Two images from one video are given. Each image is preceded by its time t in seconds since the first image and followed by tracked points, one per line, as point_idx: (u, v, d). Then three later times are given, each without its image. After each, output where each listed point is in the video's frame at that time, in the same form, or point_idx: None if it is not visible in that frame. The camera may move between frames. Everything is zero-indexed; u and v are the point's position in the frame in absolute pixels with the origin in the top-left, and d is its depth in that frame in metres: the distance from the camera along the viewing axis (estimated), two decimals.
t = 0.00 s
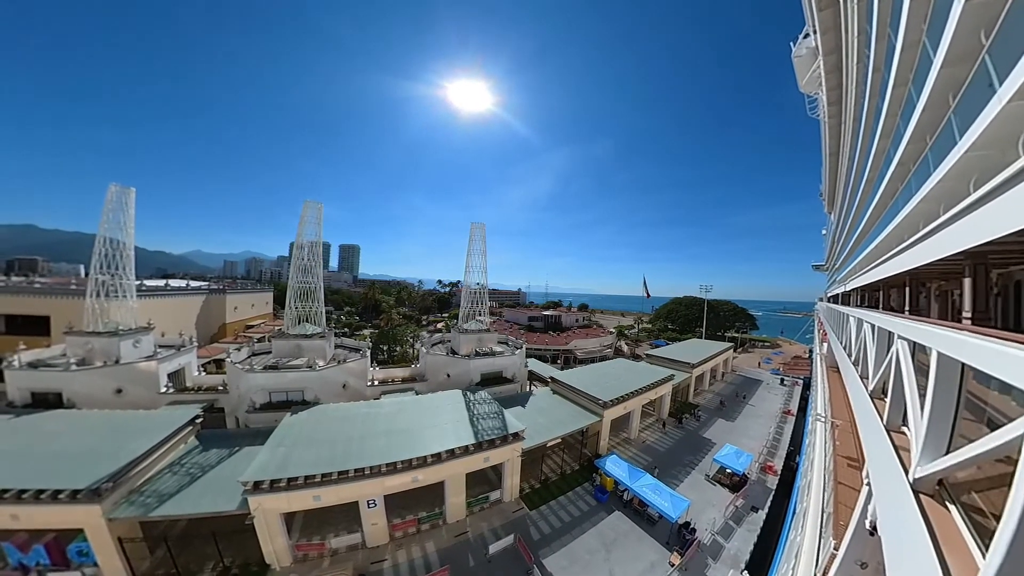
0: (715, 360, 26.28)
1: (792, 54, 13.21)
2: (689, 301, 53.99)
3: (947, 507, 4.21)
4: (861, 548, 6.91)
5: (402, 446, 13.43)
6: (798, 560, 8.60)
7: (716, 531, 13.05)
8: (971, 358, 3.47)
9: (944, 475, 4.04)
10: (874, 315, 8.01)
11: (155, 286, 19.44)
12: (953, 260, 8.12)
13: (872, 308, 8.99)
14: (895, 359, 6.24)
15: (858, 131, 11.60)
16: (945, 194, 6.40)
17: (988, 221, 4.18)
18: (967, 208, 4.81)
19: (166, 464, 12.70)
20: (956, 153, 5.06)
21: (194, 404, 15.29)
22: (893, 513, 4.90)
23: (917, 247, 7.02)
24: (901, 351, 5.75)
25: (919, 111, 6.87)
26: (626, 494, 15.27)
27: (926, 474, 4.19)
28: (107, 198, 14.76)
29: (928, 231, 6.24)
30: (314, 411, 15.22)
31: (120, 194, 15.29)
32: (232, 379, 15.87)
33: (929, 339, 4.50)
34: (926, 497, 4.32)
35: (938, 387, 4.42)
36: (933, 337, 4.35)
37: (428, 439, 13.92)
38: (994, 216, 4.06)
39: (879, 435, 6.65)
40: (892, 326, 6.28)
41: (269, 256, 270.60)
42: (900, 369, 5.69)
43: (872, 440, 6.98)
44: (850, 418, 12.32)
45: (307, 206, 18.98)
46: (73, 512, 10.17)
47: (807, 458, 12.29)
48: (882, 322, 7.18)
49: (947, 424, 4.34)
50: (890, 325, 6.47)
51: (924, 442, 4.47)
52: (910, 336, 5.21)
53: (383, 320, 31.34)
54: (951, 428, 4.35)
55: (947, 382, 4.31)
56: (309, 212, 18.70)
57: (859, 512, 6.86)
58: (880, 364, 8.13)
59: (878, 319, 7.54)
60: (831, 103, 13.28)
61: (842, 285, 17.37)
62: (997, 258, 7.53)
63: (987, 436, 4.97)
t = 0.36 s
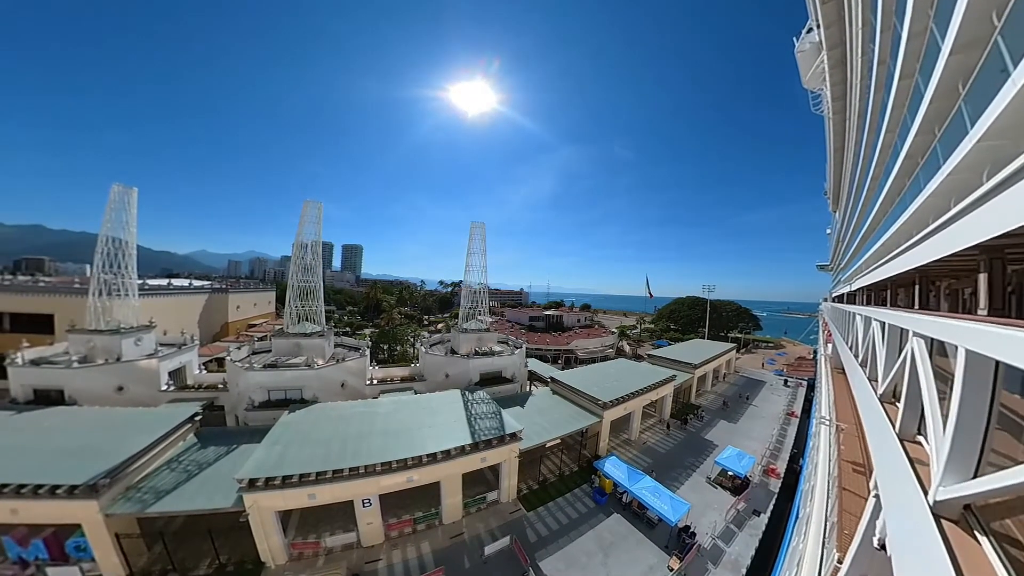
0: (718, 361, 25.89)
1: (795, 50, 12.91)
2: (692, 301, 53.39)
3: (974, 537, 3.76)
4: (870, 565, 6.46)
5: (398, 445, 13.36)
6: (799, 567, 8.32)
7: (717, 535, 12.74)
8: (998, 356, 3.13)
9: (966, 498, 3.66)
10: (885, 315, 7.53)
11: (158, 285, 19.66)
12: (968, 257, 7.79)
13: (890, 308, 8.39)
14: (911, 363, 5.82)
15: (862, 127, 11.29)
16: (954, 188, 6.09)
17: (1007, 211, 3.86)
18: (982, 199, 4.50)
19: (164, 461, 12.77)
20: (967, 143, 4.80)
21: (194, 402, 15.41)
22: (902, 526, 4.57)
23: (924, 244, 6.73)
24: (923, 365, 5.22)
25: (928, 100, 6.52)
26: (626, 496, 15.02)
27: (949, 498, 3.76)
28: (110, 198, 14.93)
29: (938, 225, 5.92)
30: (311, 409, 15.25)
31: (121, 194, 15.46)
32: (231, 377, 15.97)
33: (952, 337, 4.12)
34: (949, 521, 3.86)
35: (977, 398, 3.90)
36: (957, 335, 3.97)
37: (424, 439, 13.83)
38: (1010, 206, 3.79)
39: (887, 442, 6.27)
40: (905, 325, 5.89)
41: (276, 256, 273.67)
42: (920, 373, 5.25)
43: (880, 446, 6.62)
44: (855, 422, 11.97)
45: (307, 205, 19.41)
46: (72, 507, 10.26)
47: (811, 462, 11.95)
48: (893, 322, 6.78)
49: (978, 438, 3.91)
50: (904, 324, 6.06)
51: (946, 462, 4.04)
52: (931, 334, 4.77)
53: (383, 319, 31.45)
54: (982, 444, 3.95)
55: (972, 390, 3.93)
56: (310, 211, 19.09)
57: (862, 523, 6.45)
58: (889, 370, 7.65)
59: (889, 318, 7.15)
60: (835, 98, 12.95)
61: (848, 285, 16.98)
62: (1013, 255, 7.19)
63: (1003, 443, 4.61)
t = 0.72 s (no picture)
0: (721, 362, 25.55)
1: (799, 46, 12.65)
2: (695, 301, 52.90)
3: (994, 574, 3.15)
4: None
5: (395, 445, 13.33)
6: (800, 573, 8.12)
7: (718, 538, 12.52)
8: (1005, 358, 2.95)
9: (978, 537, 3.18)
10: (891, 316, 7.27)
11: (162, 285, 19.90)
12: (978, 257, 7.50)
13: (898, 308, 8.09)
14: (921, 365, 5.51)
15: (868, 124, 11.03)
16: (963, 183, 5.85)
17: (1019, 204, 3.63)
18: (993, 194, 4.27)
19: (165, 459, 12.89)
20: (978, 136, 4.56)
21: (196, 401, 15.56)
22: (906, 539, 4.32)
23: (932, 242, 6.50)
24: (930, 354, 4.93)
25: (935, 93, 6.28)
26: (625, 498, 14.85)
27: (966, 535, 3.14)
28: (113, 199, 15.12)
29: (945, 223, 5.69)
30: (311, 408, 15.33)
31: (125, 195, 15.66)
32: (233, 376, 16.09)
33: (961, 337, 3.91)
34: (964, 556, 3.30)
35: (1009, 419, 3.28)
36: (966, 335, 3.75)
37: (421, 439, 13.78)
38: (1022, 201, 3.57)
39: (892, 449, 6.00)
40: (913, 325, 5.64)
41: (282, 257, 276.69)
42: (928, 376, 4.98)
43: (886, 454, 6.32)
44: (860, 425, 11.66)
45: (309, 205, 19.55)
46: (73, 503, 10.37)
47: (814, 467, 11.66)
48: (900, 323, 6.54)
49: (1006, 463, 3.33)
50: (912, 326, 5.81)
51: (962, 489, 3.44)
52: (940, 335, 4.54)
53: (384, 319, 31.56)
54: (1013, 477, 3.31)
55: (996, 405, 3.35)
56: (311, 211, 19.24)
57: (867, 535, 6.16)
58: (896, 374, 7.36)
59: (896, 319, 6.88)
60: (840, 95, 12.68)
61: (853, 285, 16.66)
62: None
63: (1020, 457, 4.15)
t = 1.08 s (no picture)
0: (724, 362, 25.25)
1: (802, 42, 12.42)
2: (698, 302, 52.42)
3: None
4: None
5: (394, 445, 13.31)
6: None
7: (719, 542, 12.31)
8: (1012, 360, 2.80)
9: (1000, 575, 2.84)
10: (897, 317, 7.08)
11: (166, 284, 20.11)
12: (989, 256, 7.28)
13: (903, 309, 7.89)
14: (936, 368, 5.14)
15: (873, 120, 10.81)
16: (974, 177, 5.64)
17: None
18: (1005, 188, 4.08)
19: (166, 457, 12.98)
20: (989, 129, 4.37)
21: (199, 399, 15.70)
22: (916, 554, 4.13)
23: (939, 240, 6.30)
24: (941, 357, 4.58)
25: (944, 85, 6.06)
26: (626, 500, 14.69)
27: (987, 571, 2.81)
28: (117, 200, 15.30)
29: (953, 221, 5.50)
30: (311, 408, 15.39)
31: (129, 195, 15.84)
32: (234, 375, 16.19)
33: (975, 340, 3.71)
34: None
35: None
36: (982, 338, 3.51)
37: (421, 439, 13.74)
38: None
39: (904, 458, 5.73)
40: (922, 327, 5.39)
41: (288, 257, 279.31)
42: (954, 384, 4.49)
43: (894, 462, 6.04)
44: (865, 430, 11.41)
45: (310, 205, 19.64)
46: (75, 500, 10.47)
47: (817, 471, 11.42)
48: (908, 323, 6.27)
49: None
50: (921, 328, 5.56)
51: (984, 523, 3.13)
52: (954, 339, 4.27)
53: (386, 319, 31.65)
54: None
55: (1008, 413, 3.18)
56: (312, 211, 19.32)
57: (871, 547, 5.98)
58: (900, 376, 7.18)
59: (904, 320, 6.62)
60: (844, 92, 12.44)
61: (858, 285, 16.38)
62: None
63: None
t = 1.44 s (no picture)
0: (726, 363, 24.93)
1: (806, 38, 12.16)
2: (701, 302, 51.83)
3: None
4: None
5: (392, 445, 13.24)
6: None
7: (720, 546, 12.07)
8: None
9: None
10: (906, 318, 6.81)
11: (169, 284, 20.34)
12: (998, 255, 7.04)
13: (911, 309, 7.63)
14: (955, 373, 4.69)
15: (879, 116, 10.56)
16: (984, 172, 5.40)
17: None
18: None
19: (166, 455, 13.05)
20: (1005, 119, 4.14)
21: (200, 398, 15.81)
22: (926, 568, 3.92)
23: (949, 238, 6.05)
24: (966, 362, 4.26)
25: (954, 76, 5.81)
26: (625, 503, 14.49)
27: None
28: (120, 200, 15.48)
29: (965, 217, 5.25)
30: (311, 407, 15.40)
31: (131, 196, 16.02)
32: (235, 374, 16.27)
33: (1001, 342, 3.43)
34: None
35: None
36: (1009, 339, 3.23)
37: (419, 440, 13.67)
38: None
39: (915, 466, 5.45)
40: (938, 328, 5.12)
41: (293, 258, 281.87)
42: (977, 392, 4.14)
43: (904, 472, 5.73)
44: (871, 434, 11.13)
45: (311, 205, 19.70)
46: (75, 498, 10.54)
47: (821, 475, 11.15)
48: (920, 323, 6.02)
49: None
50: (937, 329, 5.27)
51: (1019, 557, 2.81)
52: (979, 342, 3.96)
53: (387, 318, 31.71)
54: None
55: None
56: (313, 211, 19.40)
57: (878, 562, 5.74)
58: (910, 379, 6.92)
59: (915, 320, 6.36)
60: (849, 89, 12.15)
61: (864, 285, 16.06)
62: None
63: None
